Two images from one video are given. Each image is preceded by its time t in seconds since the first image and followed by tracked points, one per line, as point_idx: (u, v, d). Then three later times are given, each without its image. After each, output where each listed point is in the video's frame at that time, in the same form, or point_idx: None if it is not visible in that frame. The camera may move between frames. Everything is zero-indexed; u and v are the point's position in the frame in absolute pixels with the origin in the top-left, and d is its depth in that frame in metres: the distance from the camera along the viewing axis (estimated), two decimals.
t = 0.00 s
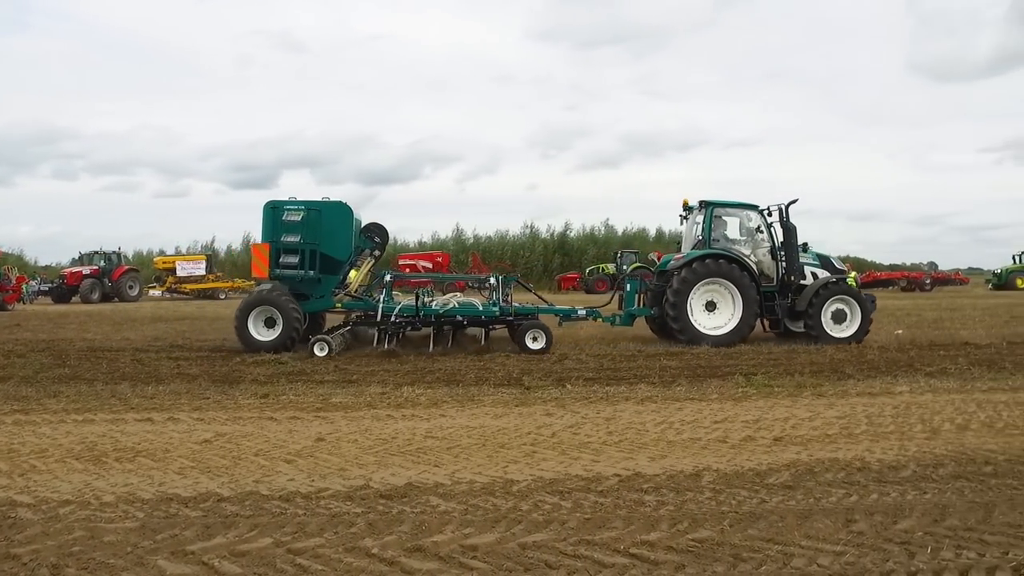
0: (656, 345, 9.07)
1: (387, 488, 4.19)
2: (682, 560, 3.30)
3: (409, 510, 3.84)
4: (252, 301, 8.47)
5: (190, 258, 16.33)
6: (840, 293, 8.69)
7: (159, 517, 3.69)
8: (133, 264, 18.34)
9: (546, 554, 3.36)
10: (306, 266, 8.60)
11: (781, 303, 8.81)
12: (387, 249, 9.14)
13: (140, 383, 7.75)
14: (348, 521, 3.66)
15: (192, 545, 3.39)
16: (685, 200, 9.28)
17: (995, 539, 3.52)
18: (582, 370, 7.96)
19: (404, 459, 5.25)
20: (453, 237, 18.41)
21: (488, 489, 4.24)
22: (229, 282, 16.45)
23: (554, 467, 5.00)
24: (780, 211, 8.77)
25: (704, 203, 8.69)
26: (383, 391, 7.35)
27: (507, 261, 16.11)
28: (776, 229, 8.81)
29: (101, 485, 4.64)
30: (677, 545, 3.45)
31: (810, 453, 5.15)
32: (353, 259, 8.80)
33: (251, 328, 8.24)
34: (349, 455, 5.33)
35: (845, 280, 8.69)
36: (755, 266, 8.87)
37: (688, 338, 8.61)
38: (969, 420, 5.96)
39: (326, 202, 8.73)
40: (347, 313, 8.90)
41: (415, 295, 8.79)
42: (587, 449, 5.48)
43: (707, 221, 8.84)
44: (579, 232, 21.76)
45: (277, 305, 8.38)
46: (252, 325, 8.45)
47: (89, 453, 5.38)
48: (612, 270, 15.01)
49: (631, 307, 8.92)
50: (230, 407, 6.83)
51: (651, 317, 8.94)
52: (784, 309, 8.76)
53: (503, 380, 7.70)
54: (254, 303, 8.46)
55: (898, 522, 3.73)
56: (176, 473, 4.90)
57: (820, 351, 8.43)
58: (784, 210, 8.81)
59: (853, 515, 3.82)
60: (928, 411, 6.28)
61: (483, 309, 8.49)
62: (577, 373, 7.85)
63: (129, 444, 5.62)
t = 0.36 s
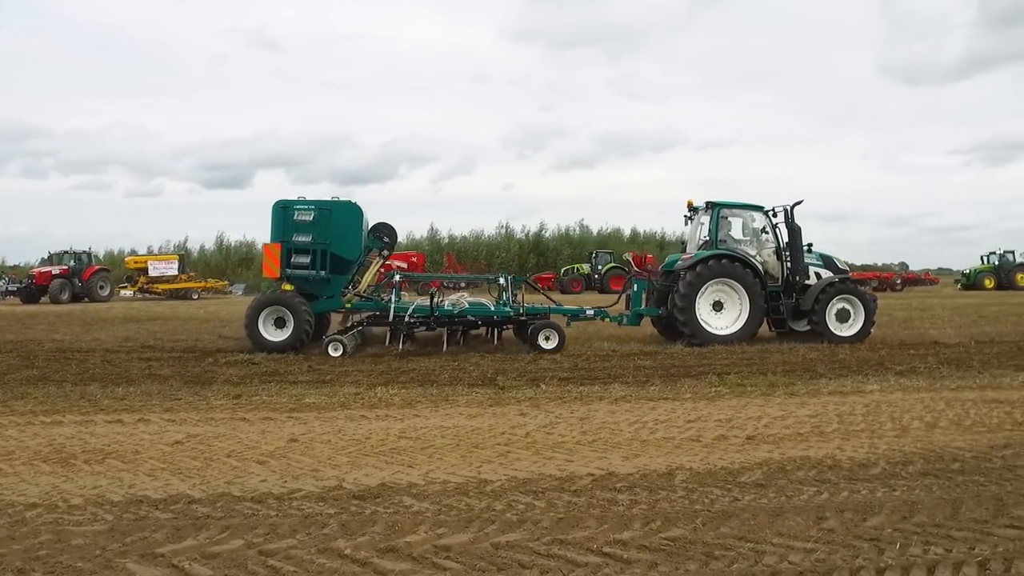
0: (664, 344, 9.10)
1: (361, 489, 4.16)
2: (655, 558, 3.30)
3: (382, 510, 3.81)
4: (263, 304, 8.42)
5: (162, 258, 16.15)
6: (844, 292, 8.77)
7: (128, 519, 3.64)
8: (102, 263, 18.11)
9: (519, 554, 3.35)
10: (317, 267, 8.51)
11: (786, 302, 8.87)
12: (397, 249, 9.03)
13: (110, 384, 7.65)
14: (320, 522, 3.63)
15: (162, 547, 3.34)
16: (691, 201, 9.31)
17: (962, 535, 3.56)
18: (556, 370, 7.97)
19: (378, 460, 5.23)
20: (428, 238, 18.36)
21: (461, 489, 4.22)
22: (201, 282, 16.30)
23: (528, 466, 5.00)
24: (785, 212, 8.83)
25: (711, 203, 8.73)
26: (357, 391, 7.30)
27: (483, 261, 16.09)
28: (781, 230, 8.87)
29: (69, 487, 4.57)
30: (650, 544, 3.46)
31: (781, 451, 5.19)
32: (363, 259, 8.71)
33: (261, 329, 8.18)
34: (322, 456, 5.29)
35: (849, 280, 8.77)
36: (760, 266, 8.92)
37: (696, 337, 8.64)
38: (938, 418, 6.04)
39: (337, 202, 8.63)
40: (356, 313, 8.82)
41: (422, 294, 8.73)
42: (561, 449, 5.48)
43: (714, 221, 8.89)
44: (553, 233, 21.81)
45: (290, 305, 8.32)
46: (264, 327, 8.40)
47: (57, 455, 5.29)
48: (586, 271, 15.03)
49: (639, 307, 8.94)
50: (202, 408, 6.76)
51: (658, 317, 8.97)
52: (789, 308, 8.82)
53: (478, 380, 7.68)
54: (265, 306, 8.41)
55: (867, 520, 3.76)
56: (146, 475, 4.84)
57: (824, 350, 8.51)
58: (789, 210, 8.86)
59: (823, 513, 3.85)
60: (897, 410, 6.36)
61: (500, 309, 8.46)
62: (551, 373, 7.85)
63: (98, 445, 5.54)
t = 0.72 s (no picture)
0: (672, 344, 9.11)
1: (335, 490, 4.11)
2: (629, 558, 3.30)
3: (356, 512, 3.78)
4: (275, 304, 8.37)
5: (136, 258, 15.97)
6: (850, 291, 8.85)
7: (98, 523, 3.58)
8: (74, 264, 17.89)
9: (494, 554, 3.33)
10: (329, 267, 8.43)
11: (791, 301, 8.93)
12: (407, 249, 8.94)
13: (82, 386, 7.56)
14: (294, 524, 3.59)
15: (132, 551, 3.29)
16: (696, 202, 9.30)
17: (932, 532, 3.58)
18: (532, 370, 7.97)
19: (353, 461, 5.20)
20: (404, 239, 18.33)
21: (436, 490, 4.19)
22: (175, 282, 16.15)
23: (503, 467, 4.99)
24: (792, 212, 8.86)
25: (720, 203, 8.73)
26: (333, 392, 7.26)
27: (460, 262, 16.08)
28: (787, 230, 8.90)
29: (38, 491, 4.51)
30: (624, 544, 3.45)
31: (756, 450, 5.22)
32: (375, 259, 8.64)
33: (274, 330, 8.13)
34: (296, 457, 5.25)
35: (854, 279, 8.85)
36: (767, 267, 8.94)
37: (705, 335, 8.66)
38: (909, 416, 6.11)
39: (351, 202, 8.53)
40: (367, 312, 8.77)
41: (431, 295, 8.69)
42: (536, 450, 5.47)
43: (722, 222, 8.89)
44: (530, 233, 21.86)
45: (304, 306, 8.24)
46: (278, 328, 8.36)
47: (26, 458, 5.21)
48: (563, 271, 14.97)
49: (648, 307, 8.97)
50: (176, 410, 6.70)
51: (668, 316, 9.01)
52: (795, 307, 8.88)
53: (454, 381, 7.65)
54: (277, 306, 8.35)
55: (840, 518, 3.78)
56: (117, 477, 4.79)
57: (829, 349, 8.57)
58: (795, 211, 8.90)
59: (796, 512, 3.86)
60: (870, 409, 6.41)
61: (514, 309, 8.44)
62: (527, 373, 7.84)
63: (68, 448, 5.47)
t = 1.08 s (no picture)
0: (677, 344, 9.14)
1: (308, 491, 4.06)
2: (601, 557, 3.27)
3: (327, 513, 3.73)
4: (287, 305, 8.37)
5: (109, 257, 15.81)
6: (853, 290, 8.95)
7: (66, 527, 3.52)
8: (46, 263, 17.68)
9: (466, 554, 3.30)
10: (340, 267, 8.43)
11: (796, 300, 9.00)
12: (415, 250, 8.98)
13: (52, 387, 7.48)
14: (265, 526, 3.55)
15: (101, 555, 3.23)
16: (700, 203, 9.33)
17: (900, 529, 3.58)
18: (507, 370, 7.95)
19: (326, 462, 5.16)
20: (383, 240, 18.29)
21: (410, 489, 4.16)
22: (149, 282, 16.00)
23: (477, 467, 4.98)
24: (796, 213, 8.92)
25: (726, 203, 8.79)
26: (307, 392, 7.21)
27: (438, 262, 16.05)
28: (791, 231, 8.97)
29: (4, 495, 4.45)
30: (596, 543, 3.42)
31: (728, 450, 5.25)
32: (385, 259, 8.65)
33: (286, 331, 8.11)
34: (269, 459, 5.21)
35: (857, 278, 8.94)
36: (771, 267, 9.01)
37: (712, 335, 8.70)
38: (881, 415, 6.17)
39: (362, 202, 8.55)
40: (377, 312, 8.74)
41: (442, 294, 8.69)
42: (510, 450, 5.46)
43: (728, 223, 8.94)
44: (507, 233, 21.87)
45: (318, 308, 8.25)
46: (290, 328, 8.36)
47: None
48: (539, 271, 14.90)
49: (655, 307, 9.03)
50: (148, 411, 6.63)
51: (675, 315, 9.05)
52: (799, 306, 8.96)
53: (429, 381, 7.60)
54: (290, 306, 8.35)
55: (810, 516, 3.77)
56: (86, 480, 4.75)
57: (814, 348, 8.62)
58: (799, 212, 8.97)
59: (767, 509, 3.86)
60: (842, 408, 6.46)
61: (529, 308, 8.49)
62: (502, 373, 7.82)
63: (38, 450, 5.40)
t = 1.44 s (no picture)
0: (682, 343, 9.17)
1: (281, 493, 3.79)
2: (574, 557, 3.02)
3: (301, 515, 3.47)
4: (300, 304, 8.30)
5: (80, 257, 15.60)
6: (855, 290, 9.05)
7: (32, 531, 3.31)
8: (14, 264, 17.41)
9: (440, 555, 3.06)
10: (353, 267, 8.32)
11: (799, 300, 9.08)
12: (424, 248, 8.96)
13: (19, 390, 7.34)
14: (237, 528, 3.31)
15: (68, 559, 3.02)
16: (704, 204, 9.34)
17: (871, 527, 3.32)
18: (482, 371, 7.89)
19: (299, 463, 5.07)
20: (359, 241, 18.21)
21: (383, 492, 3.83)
22: (121, 282, 15.81)
23: (451, 468, 4.93)
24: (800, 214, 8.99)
25: (732, 204, 8.82)
26: (281, 394, 7.14)
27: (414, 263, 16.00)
28: (794, 232, 9.03)
29: None
30: (570, 544, 3.16)
31: (702, 450, 5.25)
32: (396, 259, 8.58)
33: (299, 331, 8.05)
34: (241, 460, 5.11)
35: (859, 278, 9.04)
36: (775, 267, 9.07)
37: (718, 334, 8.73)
38: (853, 414, 6.20)
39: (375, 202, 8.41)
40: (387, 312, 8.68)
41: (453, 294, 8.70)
42: (485, 450, 5.40)
43: (733, 223, 8.98)
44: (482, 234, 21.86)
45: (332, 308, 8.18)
46: (302, 327, 8.30)
47: None
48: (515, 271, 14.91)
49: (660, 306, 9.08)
50: (119, 414, 6.52)
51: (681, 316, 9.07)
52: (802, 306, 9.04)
53: (404, 382, 7.51)
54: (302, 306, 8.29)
55: (782, 515, 3.49)
56: (54, 483, 4.64)
57: (787, 348, 8.63)
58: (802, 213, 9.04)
59: (740, 509, 3.57)
60: (815, 408, 6.48)
61: (540, 309, 8.62)
62: (477, 374, 7.76)
63: (4, 455, 5.28)
